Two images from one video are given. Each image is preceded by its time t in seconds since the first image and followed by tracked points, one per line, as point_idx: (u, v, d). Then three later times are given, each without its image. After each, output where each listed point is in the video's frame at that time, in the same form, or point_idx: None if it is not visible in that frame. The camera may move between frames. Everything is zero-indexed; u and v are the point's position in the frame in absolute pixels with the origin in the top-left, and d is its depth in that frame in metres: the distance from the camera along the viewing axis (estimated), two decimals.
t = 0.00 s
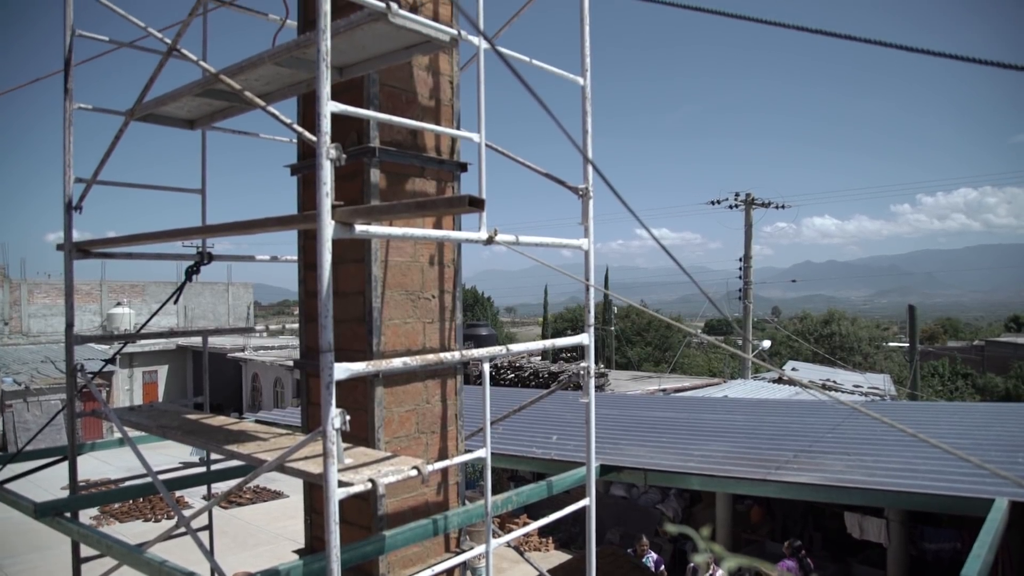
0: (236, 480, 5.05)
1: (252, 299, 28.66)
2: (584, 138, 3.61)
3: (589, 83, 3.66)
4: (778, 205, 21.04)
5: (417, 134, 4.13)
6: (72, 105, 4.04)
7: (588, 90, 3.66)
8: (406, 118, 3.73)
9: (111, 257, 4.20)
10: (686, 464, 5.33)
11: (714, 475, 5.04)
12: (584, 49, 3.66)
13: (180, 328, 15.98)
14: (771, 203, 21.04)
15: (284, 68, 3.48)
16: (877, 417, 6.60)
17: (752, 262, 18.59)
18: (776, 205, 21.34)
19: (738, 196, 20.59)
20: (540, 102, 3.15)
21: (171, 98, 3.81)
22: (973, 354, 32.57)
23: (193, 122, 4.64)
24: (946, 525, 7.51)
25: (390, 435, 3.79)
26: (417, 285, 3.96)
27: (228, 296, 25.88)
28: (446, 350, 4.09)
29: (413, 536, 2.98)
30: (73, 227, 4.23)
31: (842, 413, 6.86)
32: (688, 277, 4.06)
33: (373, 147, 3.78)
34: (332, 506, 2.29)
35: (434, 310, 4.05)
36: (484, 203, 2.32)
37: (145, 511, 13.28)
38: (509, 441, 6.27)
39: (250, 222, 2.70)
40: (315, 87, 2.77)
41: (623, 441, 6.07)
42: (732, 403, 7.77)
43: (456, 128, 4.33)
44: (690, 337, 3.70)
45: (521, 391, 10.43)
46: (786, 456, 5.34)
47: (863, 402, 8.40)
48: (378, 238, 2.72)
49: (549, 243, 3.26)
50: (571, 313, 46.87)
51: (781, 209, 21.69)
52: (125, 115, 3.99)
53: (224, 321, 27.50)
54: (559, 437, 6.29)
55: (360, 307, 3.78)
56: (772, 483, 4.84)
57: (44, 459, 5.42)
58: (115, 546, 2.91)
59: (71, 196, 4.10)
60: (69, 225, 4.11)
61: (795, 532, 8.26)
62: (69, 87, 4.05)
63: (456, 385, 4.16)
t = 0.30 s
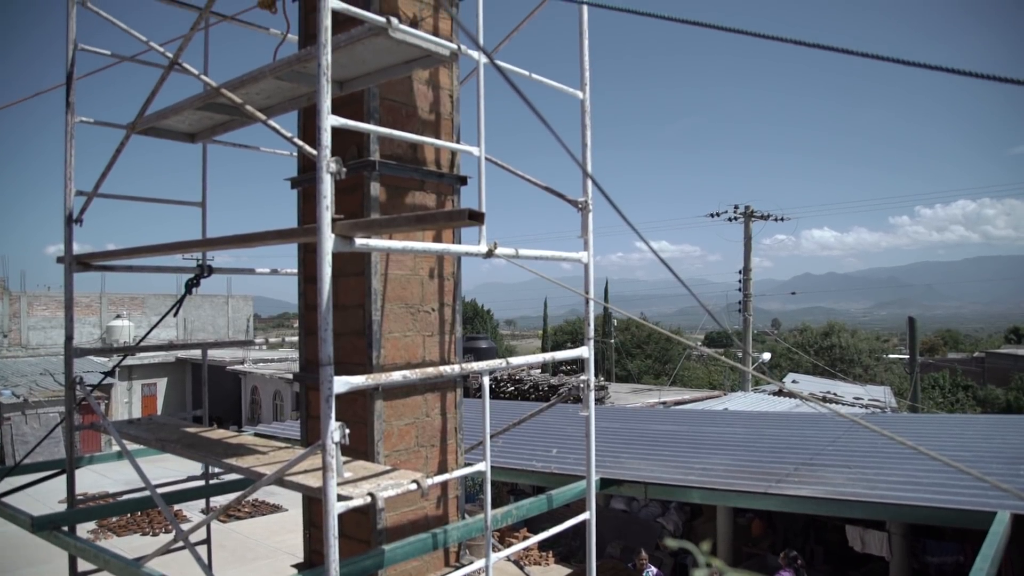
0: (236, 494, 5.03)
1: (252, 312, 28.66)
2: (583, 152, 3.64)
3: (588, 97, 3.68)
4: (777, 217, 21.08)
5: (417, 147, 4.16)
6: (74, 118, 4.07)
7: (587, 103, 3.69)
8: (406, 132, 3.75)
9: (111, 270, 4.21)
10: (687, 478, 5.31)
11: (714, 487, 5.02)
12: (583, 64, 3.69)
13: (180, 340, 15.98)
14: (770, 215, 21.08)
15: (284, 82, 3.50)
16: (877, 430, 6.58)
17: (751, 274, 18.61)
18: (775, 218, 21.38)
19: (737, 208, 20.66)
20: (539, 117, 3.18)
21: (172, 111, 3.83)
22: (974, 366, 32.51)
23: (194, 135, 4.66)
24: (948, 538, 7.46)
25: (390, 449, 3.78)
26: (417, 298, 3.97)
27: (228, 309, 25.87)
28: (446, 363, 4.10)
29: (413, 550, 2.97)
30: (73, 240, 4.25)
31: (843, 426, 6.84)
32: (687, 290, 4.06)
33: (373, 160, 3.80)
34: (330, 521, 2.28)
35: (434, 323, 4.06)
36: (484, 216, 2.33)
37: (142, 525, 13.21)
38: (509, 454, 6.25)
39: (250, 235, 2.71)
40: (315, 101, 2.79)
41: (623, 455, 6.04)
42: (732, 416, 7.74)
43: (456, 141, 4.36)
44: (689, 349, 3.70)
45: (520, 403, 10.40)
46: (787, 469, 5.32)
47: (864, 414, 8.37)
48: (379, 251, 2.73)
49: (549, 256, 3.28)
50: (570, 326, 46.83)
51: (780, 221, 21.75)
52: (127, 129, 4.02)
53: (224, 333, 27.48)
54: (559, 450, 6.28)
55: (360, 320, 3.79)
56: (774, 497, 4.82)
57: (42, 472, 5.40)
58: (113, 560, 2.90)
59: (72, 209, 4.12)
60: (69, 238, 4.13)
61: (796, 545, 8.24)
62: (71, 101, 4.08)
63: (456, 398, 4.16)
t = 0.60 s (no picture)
0: (234, 508, 5.00)
1: (252, 325, 28.66)
2: (583, 166, 3.66)
3: (588, 111, 3.71)
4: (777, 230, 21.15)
5: (417, 162, 4.18)
6: (75, 132, 4.11)
7: (587, 117, 3.72)
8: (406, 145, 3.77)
9: (111, 283, 4.23)
10: (687, 491, 5.29)
11: (715, 501, 5.01)
12: (583, 78, 3.72)
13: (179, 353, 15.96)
14: (769, 228, 21.15)
15: (285, 97, 3.53)
16: (877, 444, 6.57)
17: (751, 287, 18.64)
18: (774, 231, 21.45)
19: (736, 221, 20.75)
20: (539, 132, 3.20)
21: (173, 125, 3.87)
22: (975, 378, 32.46)
23: (195, 149, 4.70)
24: (950, 552, 7.42)
25: (390, 462, 3.77)
26: (417, 311, 3.98)
27: (228, 322, 25.88)
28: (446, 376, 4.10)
29: (413, 564, 2.96)
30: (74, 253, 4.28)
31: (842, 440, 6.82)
32: (687, 303, 4.07)
33: (373, 174, 3.82)
34: (330, 535, 2.28)
35: (434, 336, 4.07)
36: (483, 230, 2.35)
37: (140, 539, 13.13)
38: (509, 468, 6.23)
39: (250, 248, 2.72)
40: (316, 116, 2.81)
41: (624, 469, 6.02)
42: (733, 430, 7.73)
43: (455, 155, 4.39)
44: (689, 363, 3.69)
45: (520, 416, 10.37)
46: (787, 483, 5.31)
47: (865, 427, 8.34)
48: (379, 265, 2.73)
49: (548, 270, 3.29)
50: (570, 338, 46.80)
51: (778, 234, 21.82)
52: (128, 143, 4.05)
53: (223, 346, 27.46)
54: (560, 463, 6.26)
55: (360, 333, 3.79)
56: (775, 510, 4.80)
57: (40, 486, 5.37)
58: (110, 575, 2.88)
59: (72, 223, 4.15)
60: (69, 251, 4.16)
61: (798, 559, 8.19)
62: (73, 116, 4.13)
63: (455, 412, 4.16)
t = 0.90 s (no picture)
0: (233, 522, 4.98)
1: (251, 337, 28.62)
2: (582, 179, 3.68)
3: (588, 124, 3.74)
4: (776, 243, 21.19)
5: (417, 175, 4.21)
6: (76, 145, 4.15)
7: (586, 131, 3.74)
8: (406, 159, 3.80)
9: (110, 296, 4.25)
10: (687, 505, 5.27)
11: (715, 515, 4.99)
12: (582, 92, 3.75)
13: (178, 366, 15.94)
14: (768, 241, 21.20)
15: (285, 110, 3.56)
16: (878, 457, 6.55)
17: (750, 300, 18.66)
18: (773, 243, 21.50)
19: (736, 234, 20.81)
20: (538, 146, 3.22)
21: (174, 139, 3.90)
22: (975, 391, 32.39)
23: (195, 162, 4.73)
24: (953, 565, 7.38)
25: (389, 476, 3.76)
26: (417, 324, 3.98)
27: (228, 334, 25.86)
28: (446, 389, 4.10)
29: None
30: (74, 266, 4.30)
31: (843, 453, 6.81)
32: (686, 316, 4.07)
33: (373, 187, 3.84)
34: (329, 549, 2.27)
35: (433, 349, 4.07)
36: (482, 243, 2.36)
37: (138, 553, 13.05)
38: (509, 481, 6.20)
39: (250, 261, 2.73)
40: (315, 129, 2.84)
41: (624, 482, 6.00)
42: (733, 442, 7.71)
43: (455, 168, 4.41)
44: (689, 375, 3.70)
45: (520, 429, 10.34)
46: (788, 496, 5.29)
47: (865, 440, 8.32)
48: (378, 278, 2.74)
49: (548, 282, 3.30)
50: (570, 351, 46.71)
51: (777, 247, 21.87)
52: (129, 156, 4.09)
53: (222, 359, 27.41)
54: (560, 476, 6.24)
55: (359, 346, 3.79)
56: (775, 524, 4.78)
57: (38, 500, 5.34)
58: None
59: (73, 236, 4.18)
60: (69, 264, 4.18)
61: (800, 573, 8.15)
62: (74, 129, 4.17)
63: (455, 425, 4.15)
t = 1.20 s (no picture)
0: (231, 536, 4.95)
1: (251, 350, 28.59)
2: (581, 192, 3.71)
3: (587, 137, 3.77)
4: (775, 255, 21.23)
5: (417, 188, 4.23)
6: (77, 158, 4.20)
7: (586, 144, 3.77)
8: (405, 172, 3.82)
9: (110, 308, 4.27)
10: (688, 518, 5.25)
11: (716, 528, 4.97)
12: (582, 105, 3.78)
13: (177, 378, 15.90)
14: (768, 253, 21.24)
15: (286, 123, 3.59)
16: (878, 469, 6.53)
17: (750, 312, 18.67)
18: (773, 256, 21.54)
19: (735, 246, 20.88)
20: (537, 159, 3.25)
21: (174, 152, 3.93)
22: (976, 402, 32.33)
23: (195, 175, 4.75)
24: None
25: (388, 489, 3.76)
26: (417, 337, 3.99)
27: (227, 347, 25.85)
28: (445, 403, 4.10)
29: None
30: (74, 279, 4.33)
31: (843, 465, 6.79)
32: (686, 328, 4.08)
33: (373, 200, 3.86)
34: (327, 563, 2.27)
35: (433, 362, 4.08)
36: (482, 256, 2.37)
37: (136, 566, 12.96)
38: (509, 494, 6.18)
39: (251, 274, 2.75)
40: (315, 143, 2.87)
41: (624, 495, 5.98)
42: (733, 455, 7.70)
43: (454, 181, 4.44)
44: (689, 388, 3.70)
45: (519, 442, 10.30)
46: (788, 509, 5.27)
47: (866, 452, 8.30)
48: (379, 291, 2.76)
49: (547, 295, 3.32)
50: (570, 364, 46.61)
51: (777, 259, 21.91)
52: (129, 169, 4.13)
53: (222, 372, 27.37)
54: (560, 489, 6.23)
55: (359, 359, 3.80)
56: (776, 536, 4.76)
57: (35, 513, 5.31)
58: None
59: (73, 249, 4.22)
60: (69, 276, 4.21)
61: None
62: (75, 142, 4.21)
63: (454, 438, 4.15)
